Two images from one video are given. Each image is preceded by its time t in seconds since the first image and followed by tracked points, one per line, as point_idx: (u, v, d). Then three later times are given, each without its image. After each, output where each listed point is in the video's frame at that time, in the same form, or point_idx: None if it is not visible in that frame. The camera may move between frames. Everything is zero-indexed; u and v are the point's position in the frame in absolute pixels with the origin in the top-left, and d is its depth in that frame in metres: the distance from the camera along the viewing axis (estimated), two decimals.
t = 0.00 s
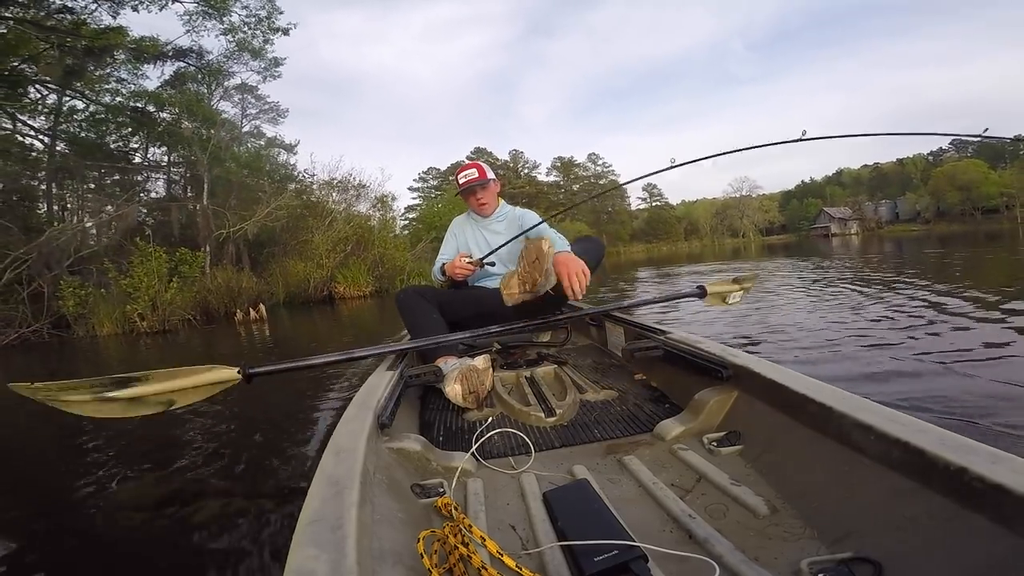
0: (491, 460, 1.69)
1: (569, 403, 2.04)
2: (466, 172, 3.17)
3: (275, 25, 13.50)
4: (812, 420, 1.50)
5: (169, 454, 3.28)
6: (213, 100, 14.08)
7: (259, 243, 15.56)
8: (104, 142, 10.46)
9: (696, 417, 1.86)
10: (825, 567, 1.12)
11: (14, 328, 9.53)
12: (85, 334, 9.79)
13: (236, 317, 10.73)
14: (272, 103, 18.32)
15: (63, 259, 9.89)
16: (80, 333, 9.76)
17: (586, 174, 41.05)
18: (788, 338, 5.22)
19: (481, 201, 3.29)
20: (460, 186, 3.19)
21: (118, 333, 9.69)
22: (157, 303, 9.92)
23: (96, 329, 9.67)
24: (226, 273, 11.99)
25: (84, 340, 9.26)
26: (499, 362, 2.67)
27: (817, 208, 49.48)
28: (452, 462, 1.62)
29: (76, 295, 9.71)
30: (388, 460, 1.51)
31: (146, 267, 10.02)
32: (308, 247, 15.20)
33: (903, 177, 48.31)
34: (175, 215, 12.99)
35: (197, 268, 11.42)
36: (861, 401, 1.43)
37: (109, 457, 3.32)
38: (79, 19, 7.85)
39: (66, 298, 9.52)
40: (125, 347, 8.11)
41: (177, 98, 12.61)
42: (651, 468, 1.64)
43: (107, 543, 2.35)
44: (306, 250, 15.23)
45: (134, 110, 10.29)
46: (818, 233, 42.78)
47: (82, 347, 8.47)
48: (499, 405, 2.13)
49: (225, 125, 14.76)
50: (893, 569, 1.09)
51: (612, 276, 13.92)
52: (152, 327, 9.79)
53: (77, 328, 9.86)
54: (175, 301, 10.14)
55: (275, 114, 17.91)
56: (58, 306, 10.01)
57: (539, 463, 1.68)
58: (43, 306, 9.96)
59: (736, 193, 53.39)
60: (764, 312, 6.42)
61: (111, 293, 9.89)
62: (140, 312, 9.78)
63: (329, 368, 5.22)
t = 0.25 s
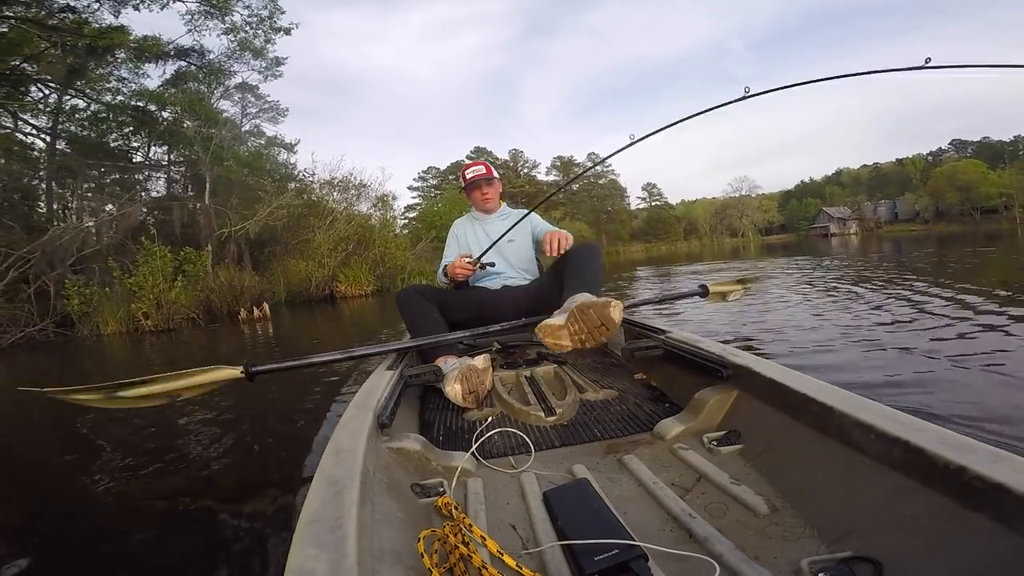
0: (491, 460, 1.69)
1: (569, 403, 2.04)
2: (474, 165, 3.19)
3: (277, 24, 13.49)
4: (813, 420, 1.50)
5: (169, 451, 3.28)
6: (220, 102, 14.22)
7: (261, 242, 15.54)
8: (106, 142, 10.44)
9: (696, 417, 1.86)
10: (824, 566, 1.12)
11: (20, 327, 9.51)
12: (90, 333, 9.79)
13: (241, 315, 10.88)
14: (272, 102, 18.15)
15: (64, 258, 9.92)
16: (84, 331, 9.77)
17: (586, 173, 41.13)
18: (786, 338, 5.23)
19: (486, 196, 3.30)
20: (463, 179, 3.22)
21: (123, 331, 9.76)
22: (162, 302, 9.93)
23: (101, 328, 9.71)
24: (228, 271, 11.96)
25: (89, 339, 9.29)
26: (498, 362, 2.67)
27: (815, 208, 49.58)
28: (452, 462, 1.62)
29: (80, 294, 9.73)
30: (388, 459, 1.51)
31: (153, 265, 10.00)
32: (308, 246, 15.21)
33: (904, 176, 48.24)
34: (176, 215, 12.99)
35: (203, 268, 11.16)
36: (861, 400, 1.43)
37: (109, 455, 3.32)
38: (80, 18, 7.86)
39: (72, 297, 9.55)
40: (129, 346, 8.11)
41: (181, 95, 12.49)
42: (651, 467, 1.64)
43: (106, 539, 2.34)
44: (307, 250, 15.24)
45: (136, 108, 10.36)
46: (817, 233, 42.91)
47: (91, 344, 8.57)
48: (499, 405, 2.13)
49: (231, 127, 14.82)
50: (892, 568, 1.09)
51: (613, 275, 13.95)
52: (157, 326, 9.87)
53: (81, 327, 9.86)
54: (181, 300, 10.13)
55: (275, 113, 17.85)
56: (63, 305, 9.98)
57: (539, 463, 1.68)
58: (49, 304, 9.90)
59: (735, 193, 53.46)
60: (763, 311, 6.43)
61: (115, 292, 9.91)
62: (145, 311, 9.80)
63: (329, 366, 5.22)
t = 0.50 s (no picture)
0: (491, 460, 1.70)
1: (569, 404, 2.04)
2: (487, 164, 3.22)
3: (270, 28, 13.44)
4: (813, 418, 1.50)
5: (173, 458, 3.28)
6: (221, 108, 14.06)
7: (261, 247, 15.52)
8: (102, 148, 10.37)
9: (696, 416, 1.86)
10: (825, 566, 1.12)
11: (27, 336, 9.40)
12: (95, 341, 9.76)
13: (246, 319, 10.94)
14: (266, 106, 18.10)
15: (67, 267, 9.80)
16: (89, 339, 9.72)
17: (584, 170, 41.13)
18: (786, 331, 5.24)
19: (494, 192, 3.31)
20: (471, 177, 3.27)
21: (129, 337, 9.76)
22: (168, 307, 9.98)
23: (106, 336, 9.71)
24: (230, 276, 12.01)
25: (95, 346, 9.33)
26: (498, 362, 2.67)
27: (812, 200, 49.57)
28: (452, 462, 1.63)
29: (84, 302, 9.70)
30: (388, 459, 1.52)
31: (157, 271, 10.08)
32: (308, 249, 15.21)
33: (900, 167, 48.22)
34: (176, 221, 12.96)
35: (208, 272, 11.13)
36: (861, 399, 1.43)
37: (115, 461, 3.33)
38: (72, 23, 7.86)
39: (77, 305, 9.53)
40: (135, 352, 8.12)
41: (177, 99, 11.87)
42: (651, 467, 1.64)
43: (113, 546, 2.35)
44: (306, 253, 15.26)
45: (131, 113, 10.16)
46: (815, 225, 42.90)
47: (98, 352, 8.57)
48: (499, 405, 2.13)
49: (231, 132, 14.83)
50: (893, 568, 1.09)
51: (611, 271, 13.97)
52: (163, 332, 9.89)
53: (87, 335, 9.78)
54: (185, 305, 10.22)
55: (270, 115, 17.77)
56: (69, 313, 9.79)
57: (539, 463, 1.68)
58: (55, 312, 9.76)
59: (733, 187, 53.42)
60: (762, 305, 6.44)
61: (119, 299, 9.95)
62: (150, 317, 9.82)
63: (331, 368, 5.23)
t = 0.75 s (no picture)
0: (491, 460, 1.74)
1: (569, 403, 2.05)
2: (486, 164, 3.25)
3: (252, 38, 13.55)
4: (813, 421, 1.42)
5: (185, 471, 3.34)
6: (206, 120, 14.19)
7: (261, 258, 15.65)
8: (92, 167, 10.68)
9: (695, 416, 1.77)
10: (825, 567, 1.06)
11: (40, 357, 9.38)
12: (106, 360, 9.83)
13: (253, 331, 10.94)
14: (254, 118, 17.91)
15: (71, 289, 9.87)
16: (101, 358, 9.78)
17: (578, 164, 41.12)
18: (785, 317, 5.23)
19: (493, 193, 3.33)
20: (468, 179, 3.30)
21: (140, 355, 9.88)
22: (176, 324, 10.13)
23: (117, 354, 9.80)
24: (233, 289, 12.12)
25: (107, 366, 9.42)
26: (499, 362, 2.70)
27: (809, 181, 49.35)
28: (452, 462, 1.68)
29: (93, 322, 9.74)
30: (389, 459, 1.57)
31: (163, 288, 10.23)
32: (309, 258, 15.30)
33: (887, 147, 48.18)
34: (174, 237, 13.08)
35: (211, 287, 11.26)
36: (863, 399, 1.35)
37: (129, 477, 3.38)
38: (46, 40, 8.13)
39: (86, 325, 9.54)
40: (143, 369, 8.24)
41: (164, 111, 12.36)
42: (652, 467, 1.57)
43: (127, 562, 2.40)
44: (307, 262, 15.37)
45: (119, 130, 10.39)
46: (813, 206, 42.77)
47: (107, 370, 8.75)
48: (499, 405, 2.16)
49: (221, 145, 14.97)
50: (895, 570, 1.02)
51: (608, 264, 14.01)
52: (172, 348, 10.01)
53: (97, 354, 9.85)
54: (193, 320, 10.35)
55: (257, 125, 17.45)
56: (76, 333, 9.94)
57: (539, 463, 1.71)
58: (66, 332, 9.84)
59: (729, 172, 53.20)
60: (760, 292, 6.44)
61: (126, 317, 9.98)
62: (159, 334, 9.95)
63: (335, 376, 5.28)
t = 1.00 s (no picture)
0: (491, 460, 1.76)
1: (570, 403, 2.06)
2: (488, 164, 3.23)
3: (244, 44, 13.64)
4: (814, 420, 1.41)
5: (195, 475, 3.38)
6: (204, 127, 14.28)
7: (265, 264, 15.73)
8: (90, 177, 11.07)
9: (696, 416, 1.77)
10: (825, 566, 1.08)
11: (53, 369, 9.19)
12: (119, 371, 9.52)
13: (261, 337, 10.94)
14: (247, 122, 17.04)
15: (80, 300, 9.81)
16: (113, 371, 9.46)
17: (576, 160, 41.02)
18: (786, 308, 5.22)
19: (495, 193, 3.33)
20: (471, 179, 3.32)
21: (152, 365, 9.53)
22: (187, 333, 9.96)
23: (129, 364, 9.51)
24: (240, 298, 12.16)
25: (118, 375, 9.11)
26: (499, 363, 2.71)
27: (809, 169, 49.11)
28: (452, 462, 1.71)
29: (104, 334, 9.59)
30: (389, 459, 1.60)
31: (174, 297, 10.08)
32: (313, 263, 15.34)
33: (885, 135, 47.95)
34: (177, 246, 13.17)
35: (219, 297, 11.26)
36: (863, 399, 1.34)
37: (140, 483, 3.44)
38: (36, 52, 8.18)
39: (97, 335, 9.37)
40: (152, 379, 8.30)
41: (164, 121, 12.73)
42: (652, 467, 1.58)
43: (141, 567, 2.44)
44: (310, 267, 15.43)
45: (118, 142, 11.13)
46: (813, 194, 42.57)
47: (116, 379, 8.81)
48: (500, 406, 2.18)
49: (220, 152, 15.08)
50: (894, 569, 1.03)
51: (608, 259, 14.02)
52: (183, 357, 9.75)
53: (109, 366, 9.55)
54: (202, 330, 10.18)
55: (252, 133, 16.71)
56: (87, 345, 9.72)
57: (539, 463, 1.72)
58: (77, 344, 9.65)
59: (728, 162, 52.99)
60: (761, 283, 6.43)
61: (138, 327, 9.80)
62: (170, 342, 9.72)
63: (340, 379, 5.31)
